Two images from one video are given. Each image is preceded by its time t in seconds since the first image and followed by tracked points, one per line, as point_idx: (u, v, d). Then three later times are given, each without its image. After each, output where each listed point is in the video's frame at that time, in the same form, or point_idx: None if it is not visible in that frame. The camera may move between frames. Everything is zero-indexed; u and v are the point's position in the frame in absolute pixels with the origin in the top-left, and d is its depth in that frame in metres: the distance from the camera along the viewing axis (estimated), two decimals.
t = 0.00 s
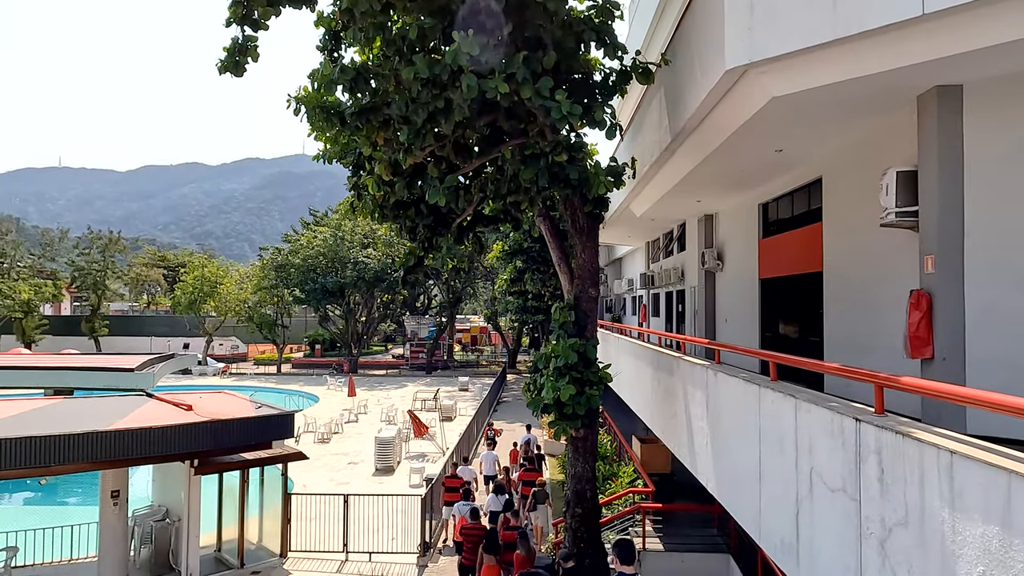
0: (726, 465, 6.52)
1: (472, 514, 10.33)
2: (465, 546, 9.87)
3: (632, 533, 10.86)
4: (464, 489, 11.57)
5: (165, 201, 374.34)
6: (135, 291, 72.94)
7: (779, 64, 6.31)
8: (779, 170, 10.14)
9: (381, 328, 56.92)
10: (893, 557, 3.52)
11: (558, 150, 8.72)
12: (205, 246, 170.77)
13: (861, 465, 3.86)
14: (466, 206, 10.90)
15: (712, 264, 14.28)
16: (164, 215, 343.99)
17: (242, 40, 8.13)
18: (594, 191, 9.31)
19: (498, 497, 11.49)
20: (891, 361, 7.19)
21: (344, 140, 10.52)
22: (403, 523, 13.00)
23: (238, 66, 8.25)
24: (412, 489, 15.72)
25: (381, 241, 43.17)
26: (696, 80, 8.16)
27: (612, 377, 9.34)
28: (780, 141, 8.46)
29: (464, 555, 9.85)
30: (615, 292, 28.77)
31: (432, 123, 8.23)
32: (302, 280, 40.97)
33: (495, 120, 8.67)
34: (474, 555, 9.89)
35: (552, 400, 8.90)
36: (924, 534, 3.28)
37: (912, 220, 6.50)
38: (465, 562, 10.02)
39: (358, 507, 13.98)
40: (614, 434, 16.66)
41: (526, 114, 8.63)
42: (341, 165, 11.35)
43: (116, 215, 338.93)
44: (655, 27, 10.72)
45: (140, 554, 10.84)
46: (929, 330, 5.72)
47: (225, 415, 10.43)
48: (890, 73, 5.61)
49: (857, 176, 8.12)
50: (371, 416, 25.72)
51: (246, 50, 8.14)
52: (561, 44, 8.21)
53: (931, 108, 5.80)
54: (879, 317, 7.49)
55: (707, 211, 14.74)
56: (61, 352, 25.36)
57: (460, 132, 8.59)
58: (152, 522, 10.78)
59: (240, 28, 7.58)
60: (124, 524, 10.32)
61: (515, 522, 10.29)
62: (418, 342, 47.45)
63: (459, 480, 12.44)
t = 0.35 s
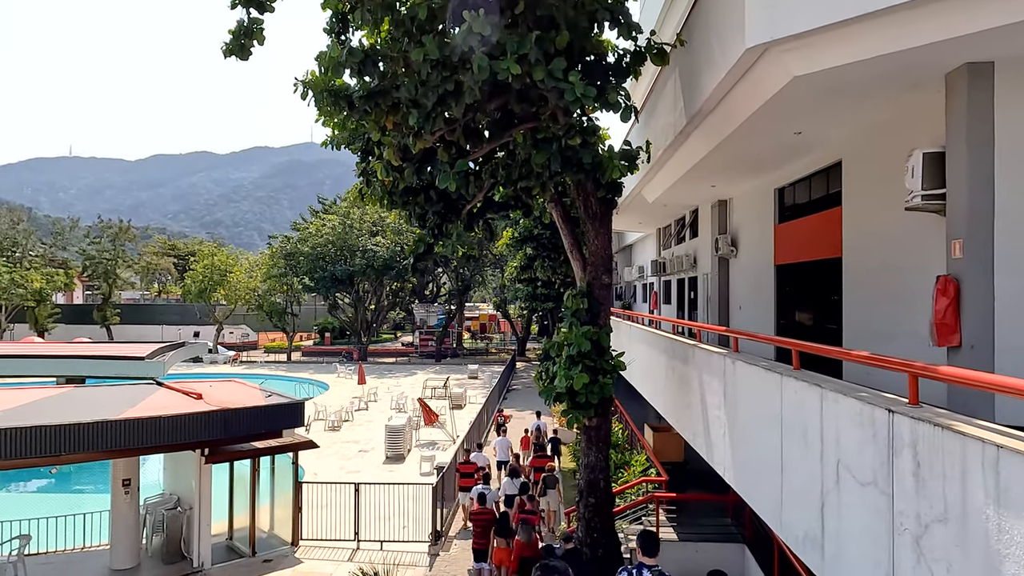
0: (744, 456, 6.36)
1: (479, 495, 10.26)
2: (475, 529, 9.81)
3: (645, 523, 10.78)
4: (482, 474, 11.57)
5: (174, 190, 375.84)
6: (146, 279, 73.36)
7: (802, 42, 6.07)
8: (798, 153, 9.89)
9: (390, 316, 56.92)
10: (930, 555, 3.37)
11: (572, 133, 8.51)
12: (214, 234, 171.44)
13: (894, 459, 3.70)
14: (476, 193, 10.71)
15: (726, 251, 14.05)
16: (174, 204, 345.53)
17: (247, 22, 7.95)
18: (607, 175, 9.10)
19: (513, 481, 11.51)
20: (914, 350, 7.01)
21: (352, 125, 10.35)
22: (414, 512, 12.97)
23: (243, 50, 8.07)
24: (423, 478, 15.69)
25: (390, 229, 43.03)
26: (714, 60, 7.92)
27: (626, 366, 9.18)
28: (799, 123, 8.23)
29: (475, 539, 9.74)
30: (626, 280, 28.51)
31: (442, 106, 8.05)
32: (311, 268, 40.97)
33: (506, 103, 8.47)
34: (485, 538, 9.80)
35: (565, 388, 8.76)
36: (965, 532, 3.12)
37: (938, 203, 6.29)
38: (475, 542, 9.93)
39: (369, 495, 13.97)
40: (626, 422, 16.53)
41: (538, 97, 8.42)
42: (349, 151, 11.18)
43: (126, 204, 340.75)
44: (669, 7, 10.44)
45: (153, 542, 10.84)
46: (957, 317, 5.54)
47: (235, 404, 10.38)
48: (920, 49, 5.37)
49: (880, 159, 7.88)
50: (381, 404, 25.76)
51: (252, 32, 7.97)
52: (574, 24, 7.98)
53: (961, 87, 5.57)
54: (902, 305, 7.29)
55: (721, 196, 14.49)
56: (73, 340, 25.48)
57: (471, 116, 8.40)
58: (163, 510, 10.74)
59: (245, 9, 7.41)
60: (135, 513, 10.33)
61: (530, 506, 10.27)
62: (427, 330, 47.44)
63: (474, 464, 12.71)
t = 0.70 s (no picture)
0: (764, 446, 6.21)
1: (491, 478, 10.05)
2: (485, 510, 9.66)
3: (657, 512, 10.76)
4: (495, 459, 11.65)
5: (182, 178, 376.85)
6: (155, 267, 73.76)
7: (826, 19, 5.84)
8: (816, 135, 9.65)
9: (398, 303, 56.91)
10: (969, 553, 3.21)
11: (585, 116, 8.31)
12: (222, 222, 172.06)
13: (931, 452, 3.53)
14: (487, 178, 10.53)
15: (739, 236, 13.82)
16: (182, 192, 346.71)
17: (253, 4, 7.77)
18: (622, 159, 8.89)
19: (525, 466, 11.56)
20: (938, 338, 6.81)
21: (360, 109, 10.17)
22: (424, 500, 12.93)
23: (249, 33, 7.89)
24: (432, 465, 15.67)
25: (397, 216, 42.87)
26: (731, 40, 7.68)
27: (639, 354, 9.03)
28: (820, 104, 7.99)
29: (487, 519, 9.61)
30: (636, 266, 28.27)
31: (453, 89, 7.87)
32: (319, 256, 40.93)
33: (518, 85, 8.27)
34: (497, 519, 9.66)
35: (578, 377, 8.63)
36: (1009, 530, 2.96)
37: (966, 186, 6.06)
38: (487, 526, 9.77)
39: (379, 483, 13.95)
40: (637, 410, 16.42)
41: (551, 79, 8.21)
42: (357, 137, 11.01)
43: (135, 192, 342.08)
44: None
45: (163, 531, 10.80)
46: (985, 304, 5.36)
47: (244, 392, 10.31)
48: (953, 24, 5.13)
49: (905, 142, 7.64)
50: (390, 391, 25.76)
51: (257, 15, 7.78)
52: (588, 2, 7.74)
53: (992, 63, 5.32)
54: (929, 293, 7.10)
55: (734, 181, 14.23)
56: (83, 329, 25.58)
57: (482, 98, 8.21)
58: (175, 499, 10.73)
59: None
60: (146, 501, 10.32)
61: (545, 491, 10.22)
62: (435, 318, 47.40)
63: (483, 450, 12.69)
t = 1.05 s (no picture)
0: (778, 436, 6.05)
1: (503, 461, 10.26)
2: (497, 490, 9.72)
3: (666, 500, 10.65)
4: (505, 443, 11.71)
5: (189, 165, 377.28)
6: (163, 254, 74.06)
7: None
8: (832, 116, 9.37)
9: (405, 289, 56.86)
10: (1001, 551, 3.05)
11: (594, 96, 8.08)
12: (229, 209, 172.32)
13: (959, 445, 3.36)
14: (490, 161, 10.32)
15: (750, 221, 13.56)
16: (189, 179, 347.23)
17: None
18: (632, 141, 8.66)
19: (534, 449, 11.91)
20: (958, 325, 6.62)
21: (364, 92, 9.97)
22: (431, 487, 12.88)
23: (250, 13, 7.69)
24: (439, 452, 15.62)
25: (404, 202, 42.66)
26: (746, 17, 7.42)
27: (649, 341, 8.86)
28: (837, 85, 7.74)
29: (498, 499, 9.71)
30: (644, 252, 28.00)
31: (459, 70, 7.66)
32: (326, 242, 40.84)
33: (525, 66, 8.04)
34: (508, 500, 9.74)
35: (586, 364, 8.48)
36: None
37: (989, 168, 5.80)
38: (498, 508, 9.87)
39: (386, 470, 13.90)
40: (645, 397, 16.28)
41: (559, 59, 7.97)
42: (362, 120, 10.82)
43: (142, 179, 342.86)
44: None
45: (170, 517, 10.94)
46: (1010, 290, 5.16)
47: (249, 379, 10.22)
48: None
49: (926, 122, 7.37)
50: (397, 378, 25.75)
51: None
52: None
53: (1019, 36, 5.04)
54: (951, 279, 6.89)
55: (746, 165, 13.96)
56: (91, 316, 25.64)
57: (488, 80, 7.99)
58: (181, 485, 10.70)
59: None
60: (152, 488, 10.29)
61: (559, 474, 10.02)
62: (442, 304, 47.30)
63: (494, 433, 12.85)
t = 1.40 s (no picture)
0: (784, 427, 5.92)
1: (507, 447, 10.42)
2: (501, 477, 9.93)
3: (670, 490, 10.56)
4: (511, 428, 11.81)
5: (193, 153, 377.02)
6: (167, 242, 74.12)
7: None
8: (841, 100, 9.16)
9: (408, 277, 56.74)
10: (1019, 550, 2.92)
11: (598, 79, 7.89)
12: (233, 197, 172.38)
13: (976, 439, 3.22)
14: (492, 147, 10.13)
15: (756, 208, 13.35)
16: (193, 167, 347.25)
17: None
18: (636, 125, 8.45)
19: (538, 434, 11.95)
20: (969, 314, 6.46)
21: (363, 76, 9.78)
22: (433, 476, 12.81)
23: None
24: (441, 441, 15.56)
25: (406, 189, 42.45)
26: None
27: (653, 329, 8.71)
28: (848, 67, 7.52)
29: (502, 485, 9.95)
30: (648, 239, 27.78)
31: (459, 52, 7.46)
32: (329, 230, 40.70)
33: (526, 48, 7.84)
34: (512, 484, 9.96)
35: (588, 353, 8.36)
36: None
37: (1005, 152, 5.61)
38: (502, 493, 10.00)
39: (388, 458, 13.85)
40: (649, 385, 16.16)
41: (562, 41, 7.77)
42: (361, 105, 10.63)
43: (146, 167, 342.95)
44: None
45: (170, 506, 10.91)
46: None
47: (248, 368, 10.13)
48: None
49: (938, 105, 7.16)
50: (400, 366, 25.69)
51: None
52: None
53: None
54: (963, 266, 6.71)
55: (752, 150, 13.73)
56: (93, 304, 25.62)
57: (489, 62, 7.79)
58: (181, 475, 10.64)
59: None
60: (151, 477, 10.24)
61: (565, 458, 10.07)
62: (445, 292, 47.19)
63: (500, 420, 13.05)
